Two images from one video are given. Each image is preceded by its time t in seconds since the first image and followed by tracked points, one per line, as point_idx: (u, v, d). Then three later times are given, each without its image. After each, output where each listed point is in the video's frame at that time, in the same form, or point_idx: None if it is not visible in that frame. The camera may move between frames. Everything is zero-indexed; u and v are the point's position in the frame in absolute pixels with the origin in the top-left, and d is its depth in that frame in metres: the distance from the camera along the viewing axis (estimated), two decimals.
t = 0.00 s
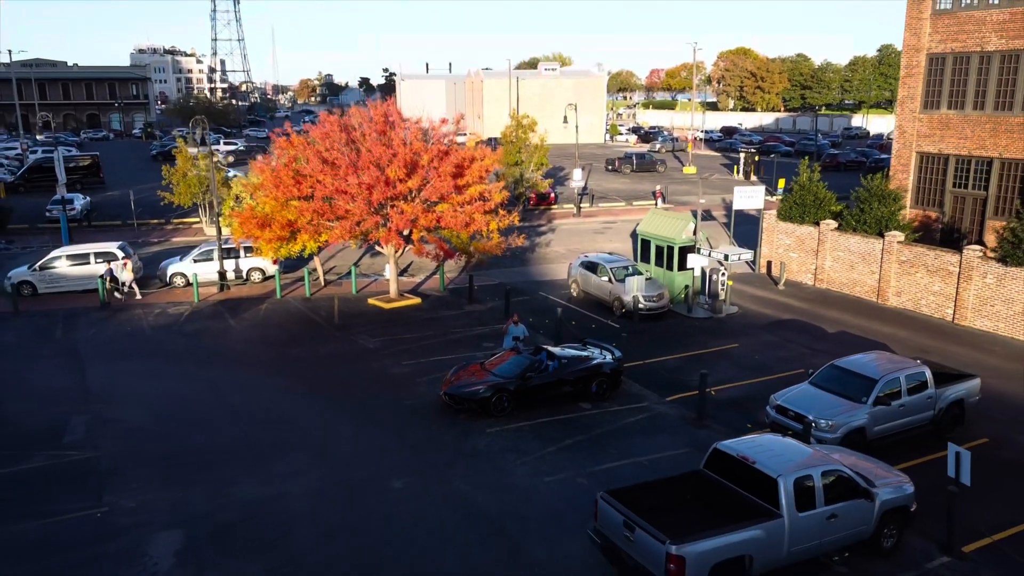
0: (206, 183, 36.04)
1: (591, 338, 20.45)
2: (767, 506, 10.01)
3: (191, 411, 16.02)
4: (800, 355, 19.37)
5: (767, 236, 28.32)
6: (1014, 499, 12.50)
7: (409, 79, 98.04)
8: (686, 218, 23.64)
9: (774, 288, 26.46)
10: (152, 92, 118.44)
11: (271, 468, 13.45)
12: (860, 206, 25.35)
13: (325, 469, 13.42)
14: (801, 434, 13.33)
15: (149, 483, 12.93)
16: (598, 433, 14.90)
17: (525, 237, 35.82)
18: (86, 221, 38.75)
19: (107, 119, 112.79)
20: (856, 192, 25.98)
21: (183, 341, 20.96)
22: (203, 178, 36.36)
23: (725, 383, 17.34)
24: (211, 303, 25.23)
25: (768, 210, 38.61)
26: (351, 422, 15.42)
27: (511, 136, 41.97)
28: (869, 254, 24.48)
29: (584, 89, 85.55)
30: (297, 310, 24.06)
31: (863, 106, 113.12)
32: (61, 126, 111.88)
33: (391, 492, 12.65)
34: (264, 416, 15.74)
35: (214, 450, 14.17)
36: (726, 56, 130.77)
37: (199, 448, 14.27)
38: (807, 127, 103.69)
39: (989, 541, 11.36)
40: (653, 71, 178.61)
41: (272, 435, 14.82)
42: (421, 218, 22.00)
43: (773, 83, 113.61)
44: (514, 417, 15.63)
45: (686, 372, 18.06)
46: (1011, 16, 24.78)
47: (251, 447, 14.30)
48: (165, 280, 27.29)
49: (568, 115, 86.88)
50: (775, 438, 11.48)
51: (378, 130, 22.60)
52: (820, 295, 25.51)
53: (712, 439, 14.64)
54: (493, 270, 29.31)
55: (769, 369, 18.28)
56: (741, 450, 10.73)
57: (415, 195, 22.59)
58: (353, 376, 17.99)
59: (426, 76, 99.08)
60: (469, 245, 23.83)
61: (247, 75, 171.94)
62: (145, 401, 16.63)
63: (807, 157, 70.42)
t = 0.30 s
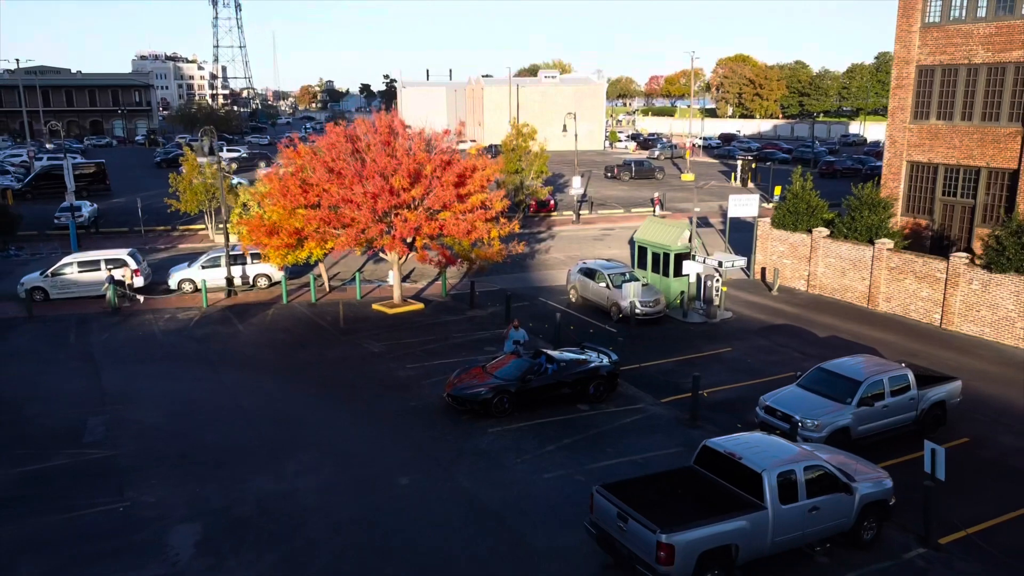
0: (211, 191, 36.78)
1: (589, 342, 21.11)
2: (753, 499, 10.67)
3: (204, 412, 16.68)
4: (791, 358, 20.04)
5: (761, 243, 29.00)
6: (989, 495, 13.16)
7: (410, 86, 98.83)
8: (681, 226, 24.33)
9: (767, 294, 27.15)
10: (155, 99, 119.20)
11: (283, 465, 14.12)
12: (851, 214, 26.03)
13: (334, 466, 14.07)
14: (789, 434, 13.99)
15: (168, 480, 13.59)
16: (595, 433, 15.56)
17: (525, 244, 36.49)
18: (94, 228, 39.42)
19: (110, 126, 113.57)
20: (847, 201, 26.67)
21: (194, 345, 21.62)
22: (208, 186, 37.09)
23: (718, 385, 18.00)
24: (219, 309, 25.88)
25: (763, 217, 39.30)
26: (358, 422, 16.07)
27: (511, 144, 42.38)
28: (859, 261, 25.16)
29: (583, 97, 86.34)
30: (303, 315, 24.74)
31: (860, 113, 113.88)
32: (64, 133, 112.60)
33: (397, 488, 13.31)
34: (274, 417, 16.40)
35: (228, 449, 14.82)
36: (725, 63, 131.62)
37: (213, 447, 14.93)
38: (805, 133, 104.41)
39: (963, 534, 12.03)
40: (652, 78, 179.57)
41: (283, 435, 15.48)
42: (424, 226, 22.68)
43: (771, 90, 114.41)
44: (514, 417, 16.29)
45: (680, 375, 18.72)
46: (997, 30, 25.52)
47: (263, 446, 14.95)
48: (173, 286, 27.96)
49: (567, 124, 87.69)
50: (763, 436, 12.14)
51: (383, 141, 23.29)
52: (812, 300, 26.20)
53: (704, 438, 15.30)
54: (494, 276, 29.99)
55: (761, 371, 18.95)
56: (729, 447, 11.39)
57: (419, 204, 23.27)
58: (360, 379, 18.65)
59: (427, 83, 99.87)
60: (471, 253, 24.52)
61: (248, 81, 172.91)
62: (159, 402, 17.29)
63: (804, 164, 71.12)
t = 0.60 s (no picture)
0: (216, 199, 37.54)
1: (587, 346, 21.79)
2: (738, 493, 11.34)
3: (216, 413, 17.36)
4: (782, 362, 20.72)
5: (755, 250, 29.72)
6: (966, 492, 13.84)
7: (411, 94, 99.72)
8: (676, 234, 25.06)
9: (761, 300, 27.85)
10: (157, 106, 120.07)
11: (294, 464, 14.79)
12: (842, 222, 26.77)
13: (343, 465, 14.75)
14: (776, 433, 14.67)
15: (185, 477, 14.28)
16: (591, 433, 16.24)
17: (524, 250, 37.19)
18: (102, 235, 40.14)
19: (113, 133, 114.41)
20: (838, 209, 27.42)
21: (203, 349, 22.31)
22: (214, 193, 37.85)
23: (710, 388, 18.68)
24: (226, 314, 26.56)
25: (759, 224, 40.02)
26: (365, 423, 16.75)
27: (511, 152, 43.64)
28: (850, 267, 25.87)
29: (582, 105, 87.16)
30: (309, 320, 25.43)
31: (858, 120, 114.70)
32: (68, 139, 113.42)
33: (403, 485, 13.98)
34: (284, 417, 17.08)
35: (241, 448, 15.51)
36: (724, 70, 132.36)
37: (226, 446, 15.61)
38: (802, 140, 105.19)
39: (939, 528, 12.70)
40: (651, 85, 180.57)
41: (293, 435, 16.15)
42: (426, 234, 23.40)
43: (769, 97, 115.25)
44: (514, 418, 16.97)
45: (674, 378, 19.39)
46: (983, 44, 26.30)
47: (274, 445, 15.64)
48: (181, 292, 28.65)
49: (567, 132, 88.51)
50: (749, 434, 12.81)
51: (386, 151, 24.01)
52: (804, 305, 26.91)
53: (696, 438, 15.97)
54: (494, 282, 30.69)
55: (752, 375, 19.63)
56: (717, 444, 12.07)
57: (422, 212, 23.99)
58: (365, 382, 19.33)
59: (427, 91, 100.78)
60: (472, 259, 25.22)
61: (249, 87, 174.00)
62: (173, 404, 17.98)
63: (801, 171, 71.83)
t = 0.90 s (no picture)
0: (221, 206, 38.27)
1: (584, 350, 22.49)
2: (726, 488, 12.03)
3: (228, 415, 18.05)
4: (773, 365, 21.44)
5: (749, 256, 30.45)
6: (945, 489, 14.52)
7: (411, 101, 100.56)
8: (671, 241, 25.79)
9: (754, 305, 28.58)
10: (159, 112, 120.75)
11: (304, 462, 15.49)
12: (833, 230, 27.50)
13: (351, 463, 15.45)
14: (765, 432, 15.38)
15: (200, 475, 14.96)
16: (589, 433, 16.94)
17: (524, 257, 37.90)
18: (108, 241, 40.82)
19: (115, 139, 115.07)
20: (829, 217, 28.16)
21: (212, 353, 23.00)
22: (219, 200, 38.55)
23: (703, 390, 19.39)
24: (234, 319, 27.26)
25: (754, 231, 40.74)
26: (371, 423, 17.44)
27: (511, 160, 44.31)
28: (841, 274, 26.60)
29: (582, 112, 87.98)
30: (314, 325, 26.13)
31: (855, 127, 115.48)
32: (71, 146, 114.03)
33: (408, 482, 14.67)
34: (293, 418, 17.76)
35: (252, 447, 16.19)
36: (722, 77, 133.31)
37: (239, 445, 16.31)
38: (800, 147, 105.91)
39: (918, 522, 13.39)
40: (650, 91, 181.51)
41: (302, 435, 16.85)
42: (429, 242, 24.14)
43: (767, 104, 116.05)
44: (514, 419, 17.68)
45: (669, 381, 20.10)
46: (970, 57, 27.07)
47: (284, 445, 16.32)
48: (189, 298, 29.35)
49: (566, 139, 89.25)
50: (738, 433, 13.49)
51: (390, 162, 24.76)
52: (796, 311, 27.63)
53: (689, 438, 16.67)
54: (495, 288, 31.41)
55: (744, 377, 20.33)
56: (707, 442, 12.76)
57: (424, 221, 24.74)
58: (370, 384, 20.04)
59: (428, 98, 101.56)
60: (473, 266, 25.92)
61: (250, 93, 174.80)
62: (186, 405, 18.68)
63: (798, 177, 72.54)
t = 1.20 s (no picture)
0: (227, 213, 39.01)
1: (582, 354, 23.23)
2: (715, 483, 12.74)
3: (239, 415, 18.76)
4: (765, 368, 22.17)
5: (744, 263, 31.20)
6: (925, 485, 15.24)
7: (411, 107, 101.41)
8: (667, 248, 26.55)
9: (748, 310, 29.31)
10: (161, 118, 121.59)
11: (314, 460, 16.20)
12: (825, 236, 28.25)
13: (358, 461, 16.16)
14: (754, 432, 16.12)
15: (215, 472, 15.68)
16: (586, 433, 17.66)
17: (524, 263, 38.64)
18: (116, 247, 41.56)
19: (118, 145, 115.86)
20: (821, 224, 28.91)
21: (222, 357, 23.71)
22: (224, 207, 39.31)
23: (697, 392, 20.12)
24: (241, 324, 27.97)
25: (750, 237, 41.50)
26: (377, 424, 18.16)
27: (511, 167, 45.13)
28: (832, 279, 27.34)
29: (581, 119, 88.83)
30: (320, 330, 26.85)
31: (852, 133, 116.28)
32: (73, 151, 114.83)
33: (414, 479, 15.39)
34: (302, 419, 18.48)
35: (264, 446, 16.91)
36: (720, 84, 134.23)
37: (251, 445, 17.02)
38: (797, 153, 106.65)
39: (898, 516, 14.11)
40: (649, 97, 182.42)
41: (312, 434, 17.57)
42: (432, 249, 24.89)
43: (765, 110, 116.86)
44: (515, 420, 18.41)
45: (664, 383, 20.82)
46: (957, 69, 27.87)
47: (294, 444, 17.04)
48: (197, 303, 30.07)
49: (565, 146, 90.08)
50: (728, 432, 14.21)
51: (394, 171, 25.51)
52: (790, 316, 28.36)
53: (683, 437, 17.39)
54: (495, 293, 32.15)
55: (737, 380, 21.06)
56: (698, 440, 13.48)
57: (428, 228, 25.49)
58: (376, 386, 20.75)
59: (428, 105, 102.44)
60: (474, 272, 26.66)
61: (251, 99, 175.76)
62: (199, 407, 19.39)
63: (794, 183, 73.29)
